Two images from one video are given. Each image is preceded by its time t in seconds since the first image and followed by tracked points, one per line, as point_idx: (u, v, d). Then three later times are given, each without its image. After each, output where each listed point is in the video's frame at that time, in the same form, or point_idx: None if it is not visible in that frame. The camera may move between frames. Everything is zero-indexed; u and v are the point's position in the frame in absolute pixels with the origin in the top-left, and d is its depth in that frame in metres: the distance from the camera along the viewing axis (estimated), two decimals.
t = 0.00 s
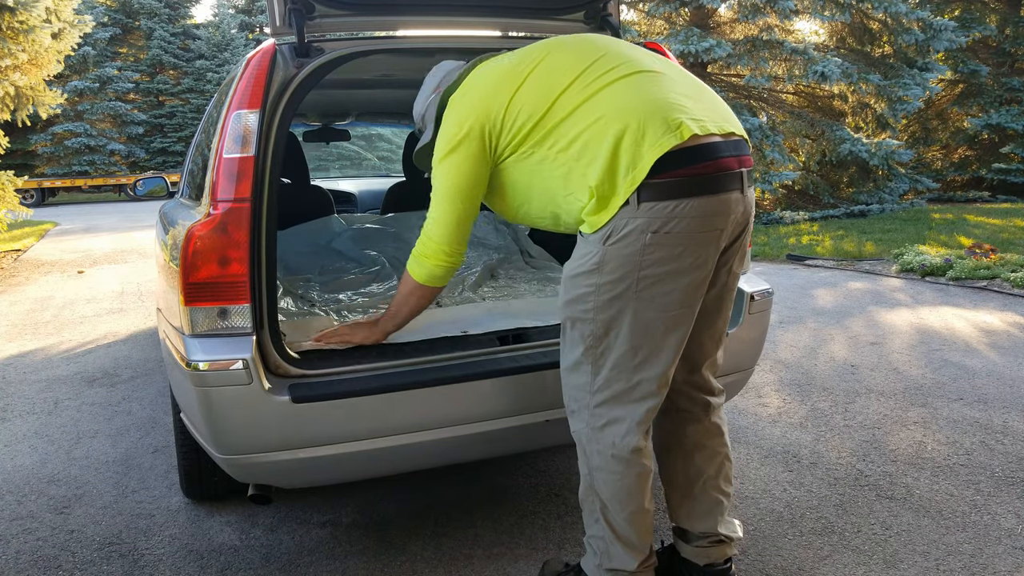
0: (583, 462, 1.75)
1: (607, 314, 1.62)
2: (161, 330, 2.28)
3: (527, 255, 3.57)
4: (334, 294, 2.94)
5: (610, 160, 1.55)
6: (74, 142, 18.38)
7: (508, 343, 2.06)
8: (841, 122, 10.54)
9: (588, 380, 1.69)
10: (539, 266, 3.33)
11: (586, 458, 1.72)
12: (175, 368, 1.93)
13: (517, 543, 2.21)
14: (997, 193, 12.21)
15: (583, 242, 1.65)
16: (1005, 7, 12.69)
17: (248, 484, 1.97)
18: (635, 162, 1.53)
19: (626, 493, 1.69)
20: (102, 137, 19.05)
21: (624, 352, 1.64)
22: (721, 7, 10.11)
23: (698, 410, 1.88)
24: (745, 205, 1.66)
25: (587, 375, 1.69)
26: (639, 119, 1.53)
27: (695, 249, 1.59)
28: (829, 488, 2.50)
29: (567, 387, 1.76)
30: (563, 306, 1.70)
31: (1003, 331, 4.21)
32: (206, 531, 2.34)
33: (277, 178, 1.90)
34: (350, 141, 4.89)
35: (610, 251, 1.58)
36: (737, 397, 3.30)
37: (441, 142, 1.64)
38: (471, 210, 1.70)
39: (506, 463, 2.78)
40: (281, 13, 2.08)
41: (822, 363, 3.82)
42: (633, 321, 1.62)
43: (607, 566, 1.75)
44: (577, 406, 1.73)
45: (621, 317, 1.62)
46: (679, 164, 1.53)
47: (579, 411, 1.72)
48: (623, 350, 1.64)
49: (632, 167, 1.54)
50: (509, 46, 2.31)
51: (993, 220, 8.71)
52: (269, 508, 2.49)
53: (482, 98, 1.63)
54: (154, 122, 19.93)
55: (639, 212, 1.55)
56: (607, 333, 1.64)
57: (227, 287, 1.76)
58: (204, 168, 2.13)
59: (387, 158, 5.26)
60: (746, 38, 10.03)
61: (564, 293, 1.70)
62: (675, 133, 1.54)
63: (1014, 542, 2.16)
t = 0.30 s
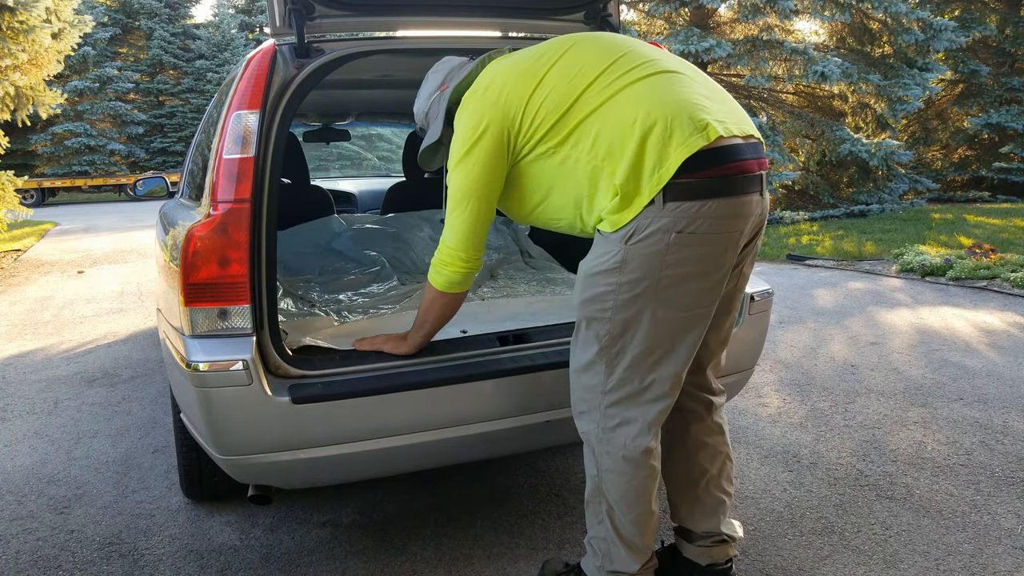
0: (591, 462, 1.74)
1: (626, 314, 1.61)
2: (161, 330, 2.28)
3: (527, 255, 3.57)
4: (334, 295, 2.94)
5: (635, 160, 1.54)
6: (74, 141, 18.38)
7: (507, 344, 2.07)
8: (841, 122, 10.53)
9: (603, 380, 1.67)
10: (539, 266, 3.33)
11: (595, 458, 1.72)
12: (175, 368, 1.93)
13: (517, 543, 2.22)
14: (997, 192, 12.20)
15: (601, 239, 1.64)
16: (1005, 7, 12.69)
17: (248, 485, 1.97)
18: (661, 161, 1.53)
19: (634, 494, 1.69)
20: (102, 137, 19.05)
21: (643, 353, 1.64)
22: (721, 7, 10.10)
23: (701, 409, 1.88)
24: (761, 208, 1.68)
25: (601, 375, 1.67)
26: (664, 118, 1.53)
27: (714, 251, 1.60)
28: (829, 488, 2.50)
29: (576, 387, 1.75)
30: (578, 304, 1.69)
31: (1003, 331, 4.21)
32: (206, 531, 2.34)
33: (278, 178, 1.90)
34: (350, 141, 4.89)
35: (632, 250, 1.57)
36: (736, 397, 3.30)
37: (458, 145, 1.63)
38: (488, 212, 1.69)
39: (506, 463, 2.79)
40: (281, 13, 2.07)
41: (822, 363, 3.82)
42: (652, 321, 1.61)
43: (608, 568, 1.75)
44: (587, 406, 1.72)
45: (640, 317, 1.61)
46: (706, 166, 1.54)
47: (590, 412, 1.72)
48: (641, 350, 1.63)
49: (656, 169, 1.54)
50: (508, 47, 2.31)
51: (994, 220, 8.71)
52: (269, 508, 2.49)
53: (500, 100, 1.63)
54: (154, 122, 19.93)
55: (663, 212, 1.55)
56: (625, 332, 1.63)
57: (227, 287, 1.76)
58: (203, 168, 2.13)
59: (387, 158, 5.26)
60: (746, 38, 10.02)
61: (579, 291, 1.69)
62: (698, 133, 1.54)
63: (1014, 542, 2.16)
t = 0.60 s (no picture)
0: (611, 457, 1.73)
1: (665, 312, 1.60)
2: (161, 330, 2.28)
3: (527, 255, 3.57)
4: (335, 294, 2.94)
5: (687, 156, 1.53)
6: (74, 141, 18.39)
7: (507, 343, 2.07)
8: (841, 122, 10.53)
9: (635, 374, 1.66)
10: (539, 266, 3.33)
11: (617, 453, 1.70)
12: (175, 367, 1.93)
13: (517, 543, 2.21)
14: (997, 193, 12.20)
15: (640, 236, 1.61)
16: (1005, 7, 12.68)
17: (248, 484, 1.97)
18: (714, 160, 1.53)
19: (654, 493, 1.69)
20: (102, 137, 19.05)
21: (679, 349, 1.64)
22: (721, 7, 10.10)
23: (717, 405, 1.88)
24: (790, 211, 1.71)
25: (632, 371, 1.66)
26: (722, 117, 1.53)
27: (749, 255, 1.62)
28: (829, 488, 2.50)
29: (602, 383, 1.73)
30: (613, 300, 1.66)
31: (1003, 331, 4.21)
32: (206, 531, 2.34)
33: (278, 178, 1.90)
34: (350, 141, 4.89)
35: (674, 247, 1.56)
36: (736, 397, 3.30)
37: (500, 123, 1.53)
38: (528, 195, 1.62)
39: (506, 463, 2.79)
40: (281, 13, 2.08)
41: (822, 363, 3.82)
42: (689, 319, 1.62)
43: (613, 566, 1.74)
44: (613, 401, 1.70)
45: (678, 315, 1.61)
46: (756, 167, 1.56)
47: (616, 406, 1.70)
48: (676, 348, 1.63)
49: (709, 166, 1.53)
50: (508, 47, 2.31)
51: (994, 220, 8.70)
52: (269, 508, 2.49)
53: (552, 78, 1.54)
54: (154, 122, 19.93)
55: (709, 210, 1.55)
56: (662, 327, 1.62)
57: (227, 287, 1.76)
58: (203, 168, 2.13)
59: (387, 158, 5.26)
60: (746, 38, 10.02)
61: (615, 288, 1.66)
62: (752, 133, 1.55)
63: (1014, 542, 2.16)
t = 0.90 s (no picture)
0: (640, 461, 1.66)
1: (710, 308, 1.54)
2: (161, 330, 2.28)
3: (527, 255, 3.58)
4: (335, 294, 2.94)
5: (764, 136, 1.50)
6: (74, 141, 18.40)
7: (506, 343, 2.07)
8: (841, 122, 10.53)
9: (684, 377, 1.57)
10: (539, 266, 3.33)
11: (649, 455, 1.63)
12: (175, 367, 1.93)
13: (517, 543, 2.21)
14: (997, 192, 12.20)
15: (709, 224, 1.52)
16: (1004, 7, 12.67)
17: (248, 484, 1.97)
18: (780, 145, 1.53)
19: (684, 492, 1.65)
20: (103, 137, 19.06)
21: (727, 347, 1.59)
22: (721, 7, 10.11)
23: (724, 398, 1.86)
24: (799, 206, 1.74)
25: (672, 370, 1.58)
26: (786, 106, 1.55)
27: (781, 250, 1.62)
28: (829, 488, 2.50)
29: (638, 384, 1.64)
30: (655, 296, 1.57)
31: (1003, 331, 4.21)
32: (206, 531, 2.34)
33: (279, 178, 1.90)
34: (350, 141, 4.90)
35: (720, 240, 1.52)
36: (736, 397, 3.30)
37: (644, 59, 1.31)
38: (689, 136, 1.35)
39: (507, 463, 2.78)
40: (281, 13, 2.01)
41: (822, 363, 3.82)
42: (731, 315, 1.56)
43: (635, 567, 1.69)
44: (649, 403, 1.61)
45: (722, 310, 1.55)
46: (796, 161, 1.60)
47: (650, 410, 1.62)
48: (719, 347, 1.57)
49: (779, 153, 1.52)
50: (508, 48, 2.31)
51: (994, 220, 8.70)
52: (270, 508, 2.49)
53: (671, 14, 1.39)
54: (154, 122, 19.93)
55: (757, 201, 1.53)
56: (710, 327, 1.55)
57: (227, 287, 1.76)
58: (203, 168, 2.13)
59: (387, 157, 5.26)
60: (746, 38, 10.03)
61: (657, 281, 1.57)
62: (802, 129, 1.59)
63: (1014, 542, 2.16)
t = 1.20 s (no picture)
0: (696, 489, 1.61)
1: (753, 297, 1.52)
2: (161, 330, 2.28)
3: (527, 255, 3.58)
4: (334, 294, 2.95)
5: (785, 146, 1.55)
6: (74, 141, 18.39)
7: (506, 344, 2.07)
8: (841, 122, 10.53)
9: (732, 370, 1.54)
10: (539, 266, 3.33)
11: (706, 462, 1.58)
12: (175, 367, 1.94)
13: (517, 543, 2.21)
14: (997, 192, 12.20)
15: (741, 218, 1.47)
16: (1004, 7, 12.66)
17: (248, 485, 1.97)
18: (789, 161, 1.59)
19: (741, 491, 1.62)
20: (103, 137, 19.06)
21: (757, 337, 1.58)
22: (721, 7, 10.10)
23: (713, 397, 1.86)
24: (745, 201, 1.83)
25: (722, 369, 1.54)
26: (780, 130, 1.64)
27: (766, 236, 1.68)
28: (829, 488, 2.50)
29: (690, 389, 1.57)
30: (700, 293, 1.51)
31: (1003, 331, 4.21)
32: (206, 531, 2.34)
33: (279, 178, 1.90)
34: (350, 141, 4.90)
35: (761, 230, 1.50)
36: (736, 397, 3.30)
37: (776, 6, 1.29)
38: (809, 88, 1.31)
39: (507, 463, 2.79)
40: (281, 13, 1.93)
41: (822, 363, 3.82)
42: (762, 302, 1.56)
43: None
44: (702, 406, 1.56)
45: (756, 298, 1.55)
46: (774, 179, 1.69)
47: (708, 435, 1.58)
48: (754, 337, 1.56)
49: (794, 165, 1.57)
50: (506, 48, 2.28)
51: (994, 220, 8.70)
52: (270, 508, 2.49)
53: None
54: (154, 122, 19.93)
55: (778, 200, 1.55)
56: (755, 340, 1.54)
57: (227, 286, 1.76)
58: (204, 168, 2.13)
59: (387, 157, 5.26)
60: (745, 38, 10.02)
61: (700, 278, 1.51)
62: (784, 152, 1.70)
63: (1014, 542, 2.16)
